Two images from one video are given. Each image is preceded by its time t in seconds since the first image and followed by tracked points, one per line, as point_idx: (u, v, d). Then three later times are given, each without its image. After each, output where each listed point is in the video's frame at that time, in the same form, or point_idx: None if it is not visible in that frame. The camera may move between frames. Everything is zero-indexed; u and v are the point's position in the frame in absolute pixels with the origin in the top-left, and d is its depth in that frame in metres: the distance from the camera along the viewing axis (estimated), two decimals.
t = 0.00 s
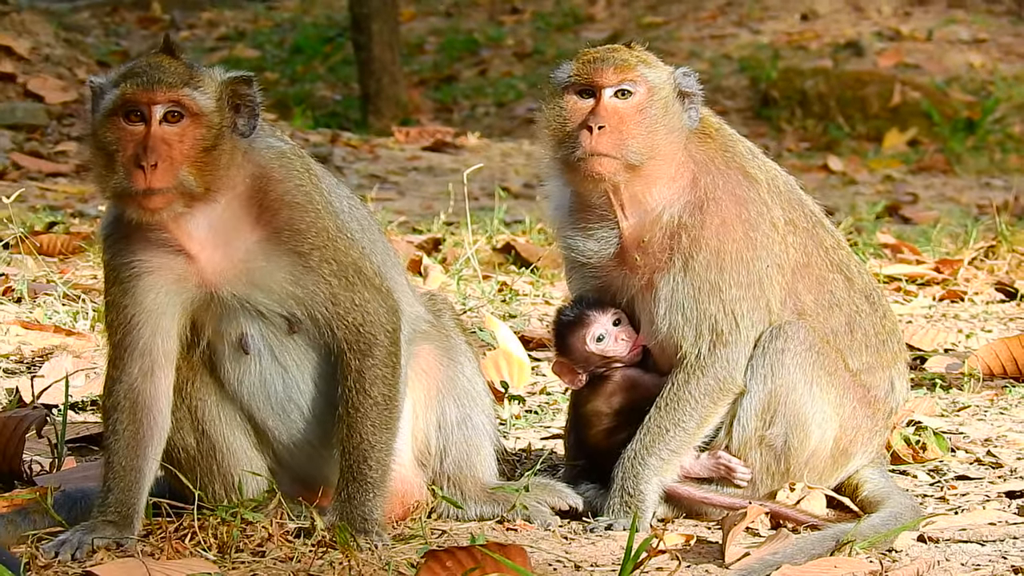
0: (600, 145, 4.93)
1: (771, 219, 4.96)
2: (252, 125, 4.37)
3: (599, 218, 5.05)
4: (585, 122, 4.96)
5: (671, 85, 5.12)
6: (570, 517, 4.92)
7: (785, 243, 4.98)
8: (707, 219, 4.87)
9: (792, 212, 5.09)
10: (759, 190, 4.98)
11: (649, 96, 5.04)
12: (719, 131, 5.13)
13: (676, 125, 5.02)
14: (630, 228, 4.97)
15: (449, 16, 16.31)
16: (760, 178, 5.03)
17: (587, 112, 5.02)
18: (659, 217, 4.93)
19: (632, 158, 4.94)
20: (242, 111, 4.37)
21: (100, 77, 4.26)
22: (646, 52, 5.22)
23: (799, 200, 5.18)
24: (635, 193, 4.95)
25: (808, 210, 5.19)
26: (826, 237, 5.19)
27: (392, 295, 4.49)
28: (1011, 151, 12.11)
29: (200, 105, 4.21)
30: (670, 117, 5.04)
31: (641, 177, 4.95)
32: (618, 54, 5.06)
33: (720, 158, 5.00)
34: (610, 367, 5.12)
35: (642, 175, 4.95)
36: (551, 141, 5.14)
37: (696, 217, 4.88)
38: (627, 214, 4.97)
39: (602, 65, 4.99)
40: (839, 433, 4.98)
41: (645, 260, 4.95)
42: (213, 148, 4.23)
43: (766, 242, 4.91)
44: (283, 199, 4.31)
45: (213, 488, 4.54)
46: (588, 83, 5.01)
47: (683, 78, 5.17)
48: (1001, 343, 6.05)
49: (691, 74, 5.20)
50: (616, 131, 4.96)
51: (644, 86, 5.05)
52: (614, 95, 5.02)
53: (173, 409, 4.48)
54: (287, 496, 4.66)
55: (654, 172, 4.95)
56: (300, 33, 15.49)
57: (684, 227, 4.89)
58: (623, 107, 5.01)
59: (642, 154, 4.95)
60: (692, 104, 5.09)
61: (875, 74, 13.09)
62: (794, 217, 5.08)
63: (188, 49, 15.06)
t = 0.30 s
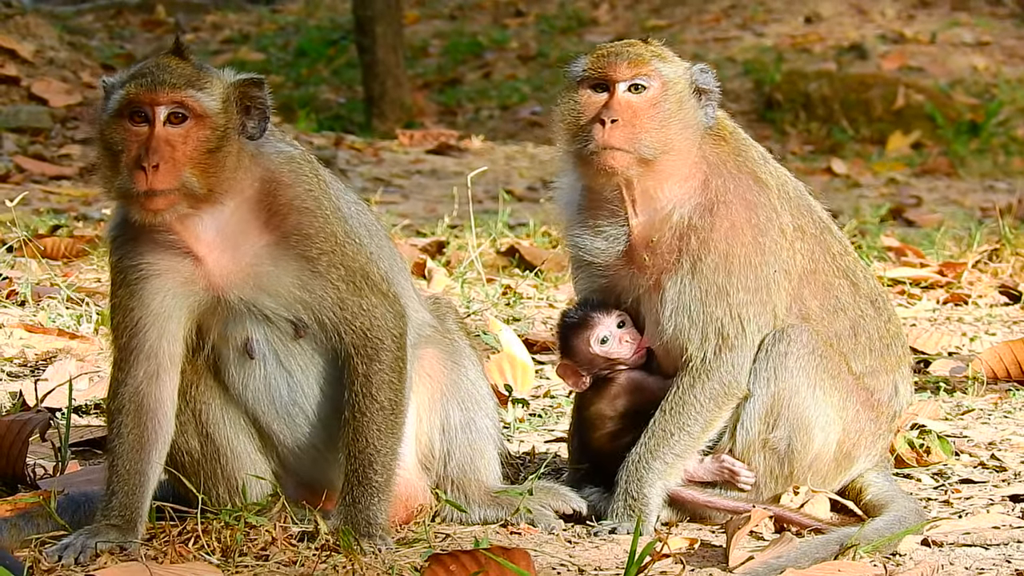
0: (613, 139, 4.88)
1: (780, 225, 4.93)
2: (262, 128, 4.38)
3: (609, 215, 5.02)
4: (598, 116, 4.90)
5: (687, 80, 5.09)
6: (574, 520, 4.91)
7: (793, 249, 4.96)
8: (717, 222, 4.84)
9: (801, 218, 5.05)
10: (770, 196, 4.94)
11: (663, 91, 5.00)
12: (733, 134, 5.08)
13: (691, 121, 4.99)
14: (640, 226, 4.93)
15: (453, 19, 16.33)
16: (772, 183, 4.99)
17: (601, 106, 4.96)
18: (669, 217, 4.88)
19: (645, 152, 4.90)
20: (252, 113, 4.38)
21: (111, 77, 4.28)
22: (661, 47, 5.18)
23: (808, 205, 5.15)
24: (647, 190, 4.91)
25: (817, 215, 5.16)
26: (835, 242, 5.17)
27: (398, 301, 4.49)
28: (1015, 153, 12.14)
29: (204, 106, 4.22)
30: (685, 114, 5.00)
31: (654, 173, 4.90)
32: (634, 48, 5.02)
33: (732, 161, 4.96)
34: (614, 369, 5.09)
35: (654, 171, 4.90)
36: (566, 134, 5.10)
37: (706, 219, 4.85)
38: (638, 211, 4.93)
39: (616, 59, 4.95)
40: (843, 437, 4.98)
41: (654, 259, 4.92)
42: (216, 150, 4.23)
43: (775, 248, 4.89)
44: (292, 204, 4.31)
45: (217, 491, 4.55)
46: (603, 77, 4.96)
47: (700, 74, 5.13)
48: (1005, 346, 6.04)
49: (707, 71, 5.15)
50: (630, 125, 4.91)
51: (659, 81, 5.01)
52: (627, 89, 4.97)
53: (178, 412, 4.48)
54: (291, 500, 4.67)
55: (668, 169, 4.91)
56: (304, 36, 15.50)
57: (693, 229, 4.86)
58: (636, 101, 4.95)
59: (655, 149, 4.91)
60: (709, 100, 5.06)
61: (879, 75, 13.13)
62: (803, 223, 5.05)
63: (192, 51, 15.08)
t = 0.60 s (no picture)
0: (671, 141, 4.82)
1: (814, 243, 4.90)
2: (266, 130, 4.38)
3: (647, 216, 4.97)
4: (655, 117, 4.84)
5: (741, 80, 5.03)
6: (574, 525, 4.90)
7: (821, 268, 4.93)
8: (760, 235, 4.80)
9: (830, 237, 5.03)
10: (807, 214, 4.91)
11: (719, 91, 4.93)
12: (777, 147, 5.03)
13: (744, 124, 4.94)
14: (676, 230, 4.88)
15: (453, 21, 16.34)
16: (809, 202, 4.96)
17: (657, 107, 4.90)
18: (712, 221, 4.83)
19: (703, 154, 4.84)
20: (256, 115, 4.39)
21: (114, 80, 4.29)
22: (719, 46, 5.10)
23: (836, 223, 5.12)
24: (698, 191, 4.86)
25: (844, 232, 5.14)
26: (857, 259, 5.14)
27: (401, 306, 4.49)
28: (1015, 156, 12.15)
29: (205, 107, 4.22)
30: (739, 115, 4.95)
31: (710, 176, 4.86)
32: (689, 47, 4.94)
33: (776, 175, 4.92)
34: (627, 371, 5.01)
35: (710, 173, 4.86)
36: (620, 134, 5.02)
37: (749, 231, 4.81)
38: (680, 215, 4.87)
39: (672, 59, 4.88)
40: (848, 445, 4.97)
41: (686, 263, 4.85)
42: (216, 151, 4.23)
43: (808, 266, 4.86)
44: (295, 207, 4.31)
45: (216, 496, 4.55)
46: (659, 77, 4.90)
47: (754, 77, 5.10)
48: (1004, 350, 6.07)
49: (759, 73, 5.13)
50: (686, 127, 4.86)
51: (715, 80, 4.94)
52: (683, 89, 4.91)
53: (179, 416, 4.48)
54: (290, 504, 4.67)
55: (721, 173, 4.87)
56: (304, 38, 15.51)
57: (736, 237, 4.81)
58: (693, 102, 4.89)
59: (712, 150, 4.86)
60: (761, 102, 5.08)
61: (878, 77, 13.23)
62: (832, 242, 5.02)
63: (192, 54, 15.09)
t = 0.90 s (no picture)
0: (669, 146, 4.79)
1: (814, 249, 4.89)
2: (266, 136, 4.36)
3: (644, 221, 4.96)
4: (654, 123, 4.80)
5: (740, 85, 4.99)
6: (574, 531, 4.89)
7: (821, 275, 4.92)
8: (760, 242, 4.80)
9: (830, 244, 5.02)
10: (806, 221, 4.90)
11: (719, 97, 4.89)
12: (776, 153, 5.01)
13: (745, 128, 4.93)
14: (677, 237, 4.86)
15: (455, 29, 16.37)
16: (810, 209, 4.95)
17: (657, 113, 4.86)
18: (713, 227, 4.83)
19: (702, 159, 4.82)
20: (255, 121, 4.37)
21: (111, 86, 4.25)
22: (718, 52, 5.07)
23: (836, 230, 5.12)
24: (698, 198, 4.85)
25: (844, 239, 5.13)
26: (857, 266, 5.14)
27: (402, 314, 4.49)
28: (1016, 163, 12.14)
29: (202, 112, 4.21)
30: (739, 119, 4.92)
31: (710, 181, 4.85)
32: (690, 53, 4.90)
33: (776, 182, 4.91)
34: (627, 378, 5.00)
35: (711, 177, 4.85)
36: (620, 139, 4.96)
37: (749, 238, 4.80)
38: (681, 221, 4.86)
39: (671, 64, 4.83)
40: (848, 452, 4.96)
41: (687, 270, 4.84)
42: (214, 157, 4.21)
43: (808, 273, 4.85)
44: (297, 216, 4.30)
45: (216, 503, 4.55)
46: (659, 82, 4.85)
47: (755, 82, 5.07)
48: (1005, 356, 6.06)
49: (762, 79, 5.10)
50: (686, 132, 4.83)
51: (714, 86, 4.90)
52: (683, 94, 4.86)
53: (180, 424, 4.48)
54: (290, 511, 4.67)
55: (721, 178, 4.86)
56: (305, 46, 15.52)
57: (736, 244, 4.81)
58: (692, 107, 4.86)
59: (712, 155, 4.84)
60: (763, 108, 5.06)
61: (879, 85, 13.25)
62: (831, 250, 5.02)
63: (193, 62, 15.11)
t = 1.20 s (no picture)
0: (662, 152, 4.79)
1: (814, 255, 4.88)
2: (246, 146, 4.35)
3: (642, 228, 4.97)
4: (646, 129, 4.82)
5: (736, 91, 5.01)
6: (574, 538, 4.89)
7: (821, 281, 4.91)
8: (758, 247, 4.79)
9: (830, 251, 5.01)
10: (806, 227, 4.89)
11: (712, 103, 4.91)
12: (775, 159, 5.01)
13: (739, 133, 4.94)
14: (676, 243, 4.87)
15: (456, 35, 16.39)
16: (809, 214, 4.94)
17: (649, 119, 4.88)
18: (711, 233, 4.83)
19: (694, 165, 4.83)
20: (237, 131, 4.36)
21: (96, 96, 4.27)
22: (714, 58, 5.09)
23: (837, 237, 5.11)
24: (694, 204, 4.86)
25: (843, 246, 5.12)
26: (857, 273, 5.13)
27: (396, 318, 4.48)
28: (1016, 169, 12.14)
29: (182, 123, 4.20)
30: (733, 125, 4.93)
31: (702, 186, 4.85)
32: (683, 59, 4.92)
33: (775, 187, 4.90)
34: (627, 385, 4.99)
35: (705, 181, 4.85)
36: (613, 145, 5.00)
37: (747, 243, 4.80)
38: (679, 226, 4.87)
39: (665, 70, 4.86)
40: (848, 459, 4.95)
41: (686, 276, 4.84)
42: (192, 168, 4.21)
43: (808, 279, 4.83)
44: (288, 222, 4.30)
45: (216, 509, 4.55)
46: (651, 89, 4.88)
47: (751, 89, 5.08)
48: (1005, 363, 6.06)
49: (758, 85, 5.11)
50: (678, 138, 4.84)
51: (708, 92, 4.92)
52: (676, 100, 4.88)
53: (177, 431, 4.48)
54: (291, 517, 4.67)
55: (716, 183, 4.86)
56: (306, 52, 15.54)
57: (734, 250, 4.80)
58: (685, 112, 4.88)
59: (704, 161, 4.85)
60: (759, 114, 5.06)
61: (880, 91, 13.26)
62: (831, 256, 5.01)
63: (194, 68, 15.13)
